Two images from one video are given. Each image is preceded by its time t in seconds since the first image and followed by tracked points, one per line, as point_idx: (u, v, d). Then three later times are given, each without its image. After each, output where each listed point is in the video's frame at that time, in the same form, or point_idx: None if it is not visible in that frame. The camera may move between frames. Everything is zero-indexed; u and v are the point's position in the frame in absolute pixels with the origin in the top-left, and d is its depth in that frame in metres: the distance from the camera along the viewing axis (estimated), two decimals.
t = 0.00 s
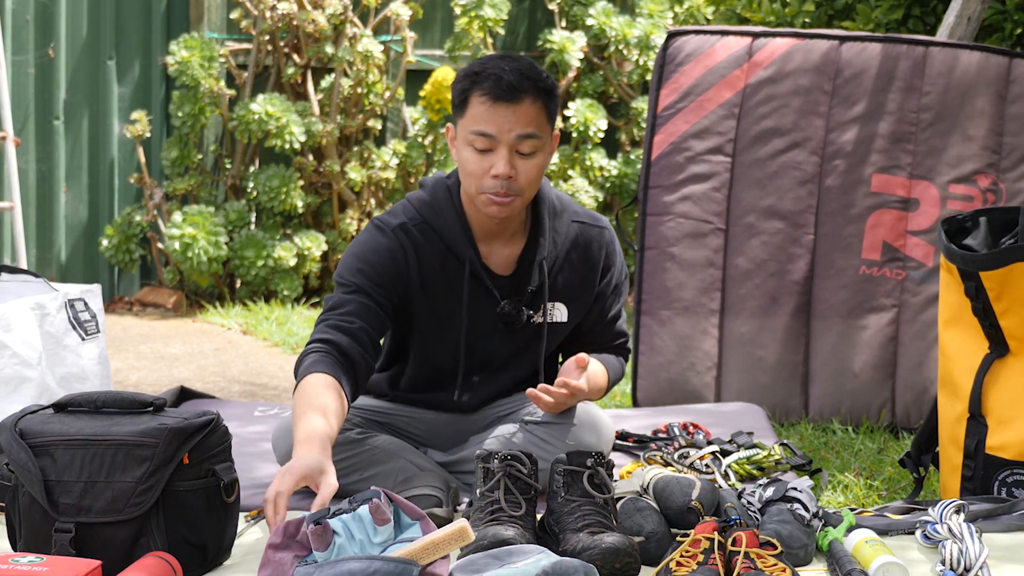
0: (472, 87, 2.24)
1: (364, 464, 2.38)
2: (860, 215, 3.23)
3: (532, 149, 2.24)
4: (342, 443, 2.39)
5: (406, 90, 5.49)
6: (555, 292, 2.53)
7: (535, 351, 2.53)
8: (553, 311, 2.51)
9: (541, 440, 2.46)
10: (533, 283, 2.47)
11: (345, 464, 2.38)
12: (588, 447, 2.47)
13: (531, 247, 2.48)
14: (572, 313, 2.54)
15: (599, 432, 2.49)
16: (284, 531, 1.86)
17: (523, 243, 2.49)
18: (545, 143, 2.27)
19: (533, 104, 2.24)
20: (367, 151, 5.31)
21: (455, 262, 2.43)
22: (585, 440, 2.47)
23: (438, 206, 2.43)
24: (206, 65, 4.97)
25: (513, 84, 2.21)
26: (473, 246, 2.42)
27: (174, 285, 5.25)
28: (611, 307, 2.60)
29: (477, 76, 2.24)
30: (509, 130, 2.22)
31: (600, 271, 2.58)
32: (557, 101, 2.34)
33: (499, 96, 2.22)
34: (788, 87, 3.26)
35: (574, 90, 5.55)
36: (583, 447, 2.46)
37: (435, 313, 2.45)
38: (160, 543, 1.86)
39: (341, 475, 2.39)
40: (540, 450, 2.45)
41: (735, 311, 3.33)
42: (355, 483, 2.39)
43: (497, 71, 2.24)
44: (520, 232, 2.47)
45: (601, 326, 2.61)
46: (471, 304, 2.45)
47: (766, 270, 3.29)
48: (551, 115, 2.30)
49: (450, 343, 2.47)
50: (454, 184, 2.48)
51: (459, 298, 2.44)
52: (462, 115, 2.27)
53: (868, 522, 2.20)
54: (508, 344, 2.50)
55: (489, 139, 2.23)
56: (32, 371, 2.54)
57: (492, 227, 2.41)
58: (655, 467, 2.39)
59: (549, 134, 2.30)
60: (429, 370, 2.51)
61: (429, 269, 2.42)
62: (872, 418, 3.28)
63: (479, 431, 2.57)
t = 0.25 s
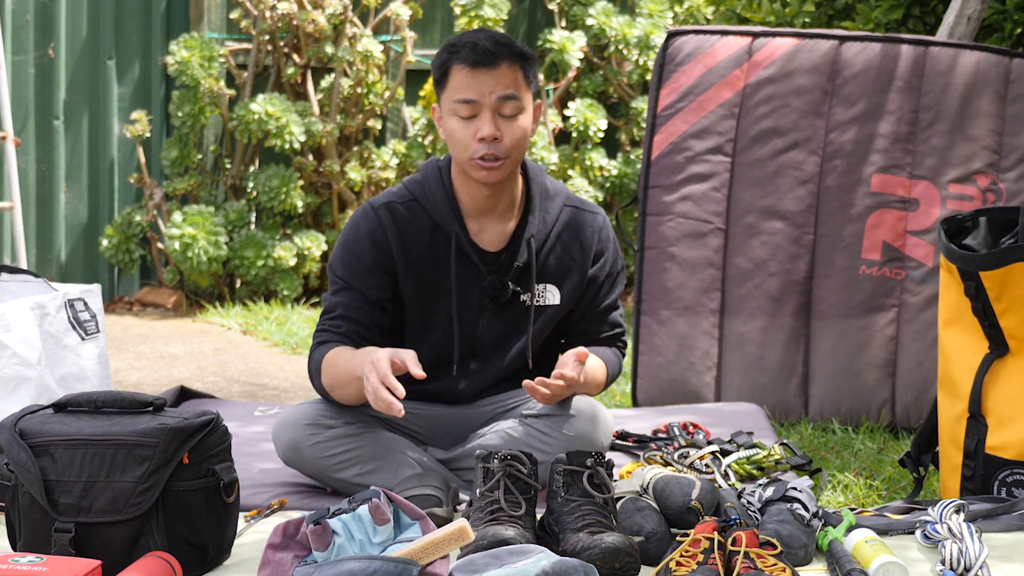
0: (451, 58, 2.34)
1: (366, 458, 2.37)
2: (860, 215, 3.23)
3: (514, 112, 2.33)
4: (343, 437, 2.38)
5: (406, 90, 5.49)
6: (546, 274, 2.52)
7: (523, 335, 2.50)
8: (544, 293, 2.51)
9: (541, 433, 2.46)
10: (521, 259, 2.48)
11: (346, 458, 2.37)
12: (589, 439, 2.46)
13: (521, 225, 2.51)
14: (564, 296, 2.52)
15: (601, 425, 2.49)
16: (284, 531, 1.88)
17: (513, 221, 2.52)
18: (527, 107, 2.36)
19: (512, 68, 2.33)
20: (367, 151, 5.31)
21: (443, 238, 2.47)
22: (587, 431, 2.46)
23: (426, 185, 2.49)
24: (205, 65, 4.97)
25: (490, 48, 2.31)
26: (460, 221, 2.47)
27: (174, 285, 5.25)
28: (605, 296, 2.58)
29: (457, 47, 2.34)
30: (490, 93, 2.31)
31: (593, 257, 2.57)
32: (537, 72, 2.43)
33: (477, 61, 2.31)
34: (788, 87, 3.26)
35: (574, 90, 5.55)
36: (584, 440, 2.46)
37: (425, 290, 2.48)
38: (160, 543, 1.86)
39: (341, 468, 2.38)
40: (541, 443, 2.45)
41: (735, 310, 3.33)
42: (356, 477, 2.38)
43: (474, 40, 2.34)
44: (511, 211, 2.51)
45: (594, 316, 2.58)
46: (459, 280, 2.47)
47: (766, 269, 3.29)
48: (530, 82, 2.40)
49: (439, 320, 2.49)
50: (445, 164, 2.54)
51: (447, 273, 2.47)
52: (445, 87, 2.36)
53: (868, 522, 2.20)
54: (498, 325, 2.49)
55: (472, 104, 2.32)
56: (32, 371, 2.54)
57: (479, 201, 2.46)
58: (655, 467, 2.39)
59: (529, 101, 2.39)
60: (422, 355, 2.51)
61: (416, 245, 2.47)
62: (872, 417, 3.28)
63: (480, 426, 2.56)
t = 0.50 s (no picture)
0: (438, 42, 2.49)
1: (371, 442, 2.41)
2: (860, 215, 3.23)
3: (501, 85, 2.47)
4: (349, 420, 2.41)
5: (406, 90, 5.49)
6: (539, 253, 2.61)
7: (516, 316, 2.57)
8: (538, 272, 2.59)
9: (541, 416, 2.44)
10: (512, 235, 2.59)
11: (351, 441, 2.40)
12: (589, 418, 2.43)
13: (513, 206, 2.62)
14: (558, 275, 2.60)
15: (601, 402, 2.45)
16: (284, 531, 1.88)
17: (507, 203, 2.62)
18: (512, 82, 2.50)
19: (496, 45, 2.48)
20: (367, 151, 5.31)
21: (434, 219, 2.59)
22: (586, 409, 2.43)
23: (420, 171, 2.62)
24: (205, 65, 4.97)
25: (474, 27, 2.46)
26: (451, 202, 2.59)
27: (174, 285, 5.25)
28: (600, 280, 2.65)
29: (442, 30, 2.49)
30: (478, 68, 2.46)
31: (587, 239, 2.66)
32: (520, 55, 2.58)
33: (463, 41, 2.46)
34: (788, 87, 3.26)
35: (574, 90, 5.55)
36: (584, 418, 2.43)
37: (418, 269, 2.58)
38: (160, 543, 1.86)
39: (346, 450, 2.40)
40: (542, 426, 2.43)
41: (735, 310, 3.33)
42: (361, 458, 2.41)
43: (458, 23, 2.49)
44: (505, 191, 2.62)
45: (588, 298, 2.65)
46: (452, 257, 2.58)
47: (766, 270, 3.29)
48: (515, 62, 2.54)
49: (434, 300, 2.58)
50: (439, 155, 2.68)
51: (440, 253, 2.58)
52: (434, 70, 2.51)
53: (867, 522, 2.20)
54: (492, 304, 2.58)
55: (460, 80, 2.46)
56: (32, 371, 2.53)
57: (471, 181, 2.57)
58: (655, 467, 2.39)
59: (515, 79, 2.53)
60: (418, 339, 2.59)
61: (410, 227, 2.58)
62: (872, 417, 3.28)
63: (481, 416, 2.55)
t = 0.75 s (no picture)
0: (438, 35, 2.50)
1: (373, 437, 2.41)
2: (860, 215, 3.23)
3: (500, 80, 2.47)
4: (350, 416, 2.41)
5: (406, 89, 5.49)
6: (536, 240, 2.61)
7: (514, 299, 2.57)
8: (536, 259, 2.59)
9: (541, 413, 2.43)
10: (510, 220, 2.59)
11: (352, 436, 2.40)
12: (589, 415, 2.43)
13: (512, 195, 2.64)
14: (557, 262, 2.60)
15: (601, 398, 2.45)
16: (284, 531, 1.88)
17: (506, 192, 2.64)
18: (513, 77, 2.49)
19: (497, 39, 2.48)
20: (367, 152, 5.31)
21: (433, 205, 2.61)
22: (586, 406, 2.43)
23: (421, 161, 2.66)
24: (205, 65, 4.97)
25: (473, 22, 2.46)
26: (448, 188, 2.62)
27: (174, 285, 5.25)
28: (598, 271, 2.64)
29: (444, 22, 2.50)
30: (477, 63, 2.46)
31: (585, 231, 2.66)
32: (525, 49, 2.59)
33: (462, 34, 2.46)
34: (788, 87, 3.26)
35: (574, 90, 5.55)
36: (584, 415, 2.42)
37: (415, 254, 2.60)
38: (160, 543, 1.86)
39: (347, 445, 2.40)
40: (542, 423, 2.43)
41: (735, 310, 3.33)
42: (364, 454, 2.40)
43: (460, 16, 2.50)
44: (503, 180, 2.64)
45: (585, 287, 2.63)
46: (448, 242, 2.60)
47: (766, 270, 3.29)
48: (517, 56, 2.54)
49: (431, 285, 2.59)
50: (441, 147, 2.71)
51: (437, 239, 2.60)
52: (435, 62, 2.52)
53: (868, 522, 2.20)
54: (489, 289, 2.58)
55: (460, 74, 2.47)
56: (32, 371, 2.53)
57: (470, 170, 2.60)
58: (655, 467, 2.39)
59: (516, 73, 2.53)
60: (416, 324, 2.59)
61: (408, 214, 2.61)
62: (872, 417, 3.28)
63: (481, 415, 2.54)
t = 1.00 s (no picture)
0: (433, 44, 2.49)
1: (374, 432, 2.41)
2: (860, 215, 3.23)
3: (493, 92, 2.46)
4: (352, 410, 2.41)
5: (406, 89, 5.49)
6: (537, 236, 2.61)
7: (517, 295, 2.56)
8: (538, 255, 2.59)
9: (542, 410, 2.43)
10: (511, 217, 2.59)
11: (354, 430, 2.40)
12: (590, 410, 2.41)
13: (513, 193, 2.64)
14: (558, 258, 2.60)
15: (601, 394, 2.44)
16: (284, 531, 1.88)
17: (506, 190, 2.64)
18: (507, 87, 2.48)
19: (491, 49, 2.47)
20: (367, 152, 5.31)
21: (433, 205, 2.62)
22: (587, 401, 2.41)
23: (422, 162, 2.66)
24: (205, 65, 4.97)
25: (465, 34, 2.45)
26: (449, 187, 2.62)
27: (174, 285, 5.25)
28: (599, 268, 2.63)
29: (439, 31, 2.49)
30: (469, 76, 2.44)
31: (586, 228, 2.66)
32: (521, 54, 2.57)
33: (456, 45, 2.46)
34: (788, 87, 3.26)
35: (574, 90, 5.55)
36: (585, 410, 2.41)
37: (416, 253, 2.61)
38: (160, 543, 1.86)
39: (348, 439, 2.40)
40: (542, 419, 2.42)
41: (735, 310, 3.33)
42: (365, 449, 2.40)
43: (453, 24, 2.49)
44: (504, 179, 2.64)
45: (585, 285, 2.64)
46: (450, 240, 2.60)
47: (766, 269, 3.29)
48: (512, 62, 2.52)
49: (433, 284, 2.60)
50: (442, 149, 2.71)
51: (439, 237, 2.60)
52: (430, 71, 2.52)
53: (868, 522, 2.20)
54: (491, 286, 2.58)
55: (453, 86, 2.46)
56: (32, 371, 2.53)
57: (469, 171, 2.60)
58: (655, 467, 2.39)
59: (511, 80, 2.52)
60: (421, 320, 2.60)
61: (410, 214, 2.62)
62: (872, 417, 3.28)
63: (482, 412, 2.55)
